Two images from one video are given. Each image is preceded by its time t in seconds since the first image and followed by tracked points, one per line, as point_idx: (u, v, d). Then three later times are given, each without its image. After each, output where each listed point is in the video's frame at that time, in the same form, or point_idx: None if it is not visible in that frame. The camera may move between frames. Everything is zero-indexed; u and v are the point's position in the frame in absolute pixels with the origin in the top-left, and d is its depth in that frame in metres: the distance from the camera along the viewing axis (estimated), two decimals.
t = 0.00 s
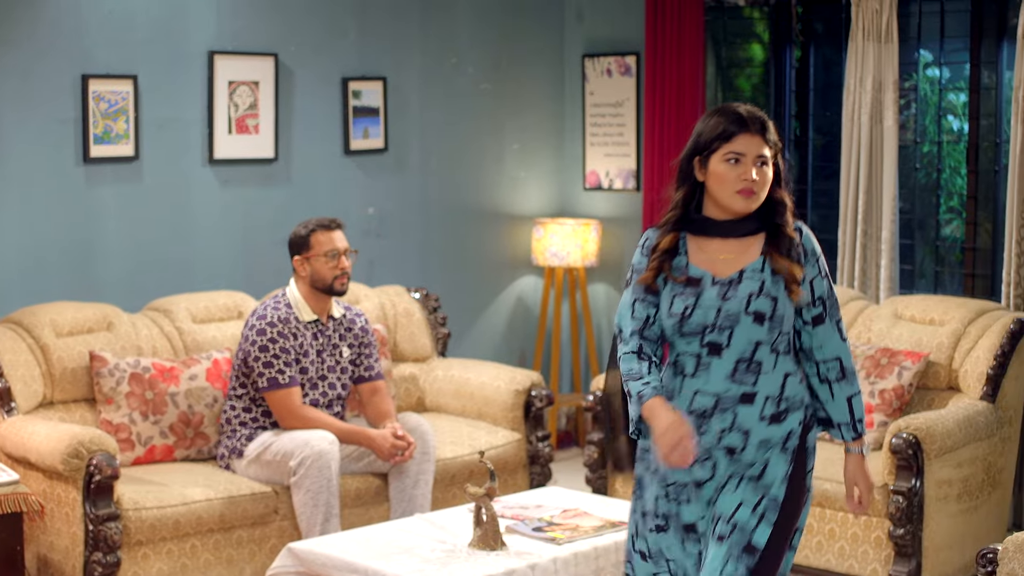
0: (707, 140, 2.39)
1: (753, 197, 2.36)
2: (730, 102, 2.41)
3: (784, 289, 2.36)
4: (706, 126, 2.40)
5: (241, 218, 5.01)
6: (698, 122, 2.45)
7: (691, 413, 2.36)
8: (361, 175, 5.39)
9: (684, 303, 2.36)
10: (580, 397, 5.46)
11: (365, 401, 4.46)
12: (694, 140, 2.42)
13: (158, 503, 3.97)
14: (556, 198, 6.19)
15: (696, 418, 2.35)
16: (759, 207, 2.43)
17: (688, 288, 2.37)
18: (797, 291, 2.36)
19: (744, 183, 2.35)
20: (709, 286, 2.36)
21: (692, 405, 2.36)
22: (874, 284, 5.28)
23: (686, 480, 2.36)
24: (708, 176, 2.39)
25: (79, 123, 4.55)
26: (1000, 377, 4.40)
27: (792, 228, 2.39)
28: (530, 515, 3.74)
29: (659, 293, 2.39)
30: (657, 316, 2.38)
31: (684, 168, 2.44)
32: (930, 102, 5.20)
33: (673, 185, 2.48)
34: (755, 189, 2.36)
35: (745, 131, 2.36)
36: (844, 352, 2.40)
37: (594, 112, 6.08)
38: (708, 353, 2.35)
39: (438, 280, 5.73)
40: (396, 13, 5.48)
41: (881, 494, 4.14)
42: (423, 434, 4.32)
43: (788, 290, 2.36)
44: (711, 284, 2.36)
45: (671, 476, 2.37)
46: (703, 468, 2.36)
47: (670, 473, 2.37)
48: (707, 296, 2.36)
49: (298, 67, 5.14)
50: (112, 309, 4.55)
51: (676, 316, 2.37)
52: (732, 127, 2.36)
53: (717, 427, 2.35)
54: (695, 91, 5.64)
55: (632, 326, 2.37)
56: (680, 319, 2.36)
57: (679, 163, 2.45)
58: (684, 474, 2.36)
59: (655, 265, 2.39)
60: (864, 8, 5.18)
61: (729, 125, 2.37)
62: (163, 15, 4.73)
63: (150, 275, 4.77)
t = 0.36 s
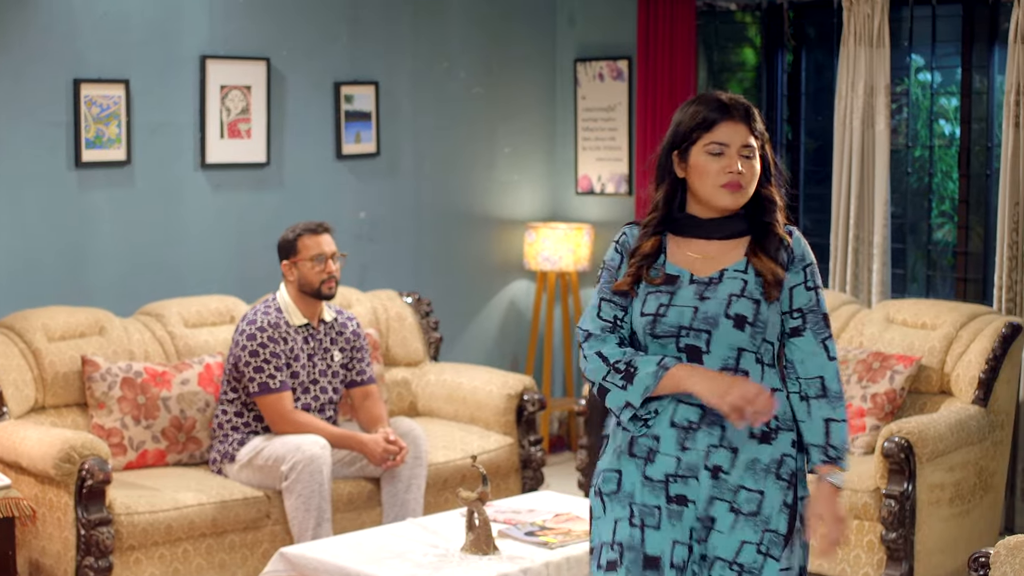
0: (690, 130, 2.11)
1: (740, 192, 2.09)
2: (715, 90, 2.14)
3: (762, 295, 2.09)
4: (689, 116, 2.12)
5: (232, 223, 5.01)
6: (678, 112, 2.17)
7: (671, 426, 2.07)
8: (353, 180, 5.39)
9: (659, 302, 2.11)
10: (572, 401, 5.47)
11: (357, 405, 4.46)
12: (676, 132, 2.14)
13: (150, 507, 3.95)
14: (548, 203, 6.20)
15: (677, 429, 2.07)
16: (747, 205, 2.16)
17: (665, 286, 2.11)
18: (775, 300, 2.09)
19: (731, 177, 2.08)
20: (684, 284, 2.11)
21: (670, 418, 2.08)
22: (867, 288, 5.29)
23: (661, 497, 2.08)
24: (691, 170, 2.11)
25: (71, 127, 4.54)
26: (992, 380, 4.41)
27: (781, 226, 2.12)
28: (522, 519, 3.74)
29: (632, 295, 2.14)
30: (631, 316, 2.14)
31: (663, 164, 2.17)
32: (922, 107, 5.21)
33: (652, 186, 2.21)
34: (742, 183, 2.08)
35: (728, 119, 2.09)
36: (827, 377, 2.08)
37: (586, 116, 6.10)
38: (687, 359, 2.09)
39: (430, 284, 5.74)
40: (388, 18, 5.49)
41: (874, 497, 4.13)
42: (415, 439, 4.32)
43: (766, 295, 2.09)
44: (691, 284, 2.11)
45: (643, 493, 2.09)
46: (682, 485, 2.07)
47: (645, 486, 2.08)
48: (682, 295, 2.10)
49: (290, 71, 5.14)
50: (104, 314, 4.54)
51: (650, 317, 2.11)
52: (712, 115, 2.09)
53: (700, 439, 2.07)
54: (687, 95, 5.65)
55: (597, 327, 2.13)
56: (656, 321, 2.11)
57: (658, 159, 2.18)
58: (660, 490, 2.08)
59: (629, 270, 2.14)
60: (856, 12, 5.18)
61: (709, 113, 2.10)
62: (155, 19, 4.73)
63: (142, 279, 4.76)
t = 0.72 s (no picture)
0: (682, 136, 1.92)
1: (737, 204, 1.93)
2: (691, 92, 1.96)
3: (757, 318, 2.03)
4: (674, 122, 1.93)
5: (225, 227, 5.00)
6: (650, 118, 1.97)
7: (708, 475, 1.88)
8: (347, 183, 5.40)
9: (695, 336, 1.90)
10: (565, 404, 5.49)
11: (350, 408, 4.46)
12: (661, 139, 1.94)
13: (143, 511, 3.90)
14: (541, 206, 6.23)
15: (714, 478, 1.89)
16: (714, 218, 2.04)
17: (697, 319, 1.91)
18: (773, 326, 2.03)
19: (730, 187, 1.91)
20: (709, 315, 1.93)
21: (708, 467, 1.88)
22: (860, 291, 5.30)
23: (690, 560, 1.90)
24: (687, 180, 1.92)
25: (65, 130, 4.54)
26: (985, 384, 4.40)
27: (756, 242, 2.05)
28: (516, 522, 3.74)
29: (660, 322, 1.89)
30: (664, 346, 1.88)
31: (647, 176, 1.95)
32: (915, 110, 5.23)
33: (632, 202, 1.98)
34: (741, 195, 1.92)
35: (724, 126, 1.92)
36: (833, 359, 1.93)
37: (580, 119, 6.14)
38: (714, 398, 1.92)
39: (424, 288, 5.76)
40: (382, 21, 5.50)
41: (867, 500, 4.12)
42: (408, 442, 4.32)
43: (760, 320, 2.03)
44: (715, 312, 1.94)
45: (672, 556, 1.89)
46: (712, 541, 1.91)
47: (675, 549, 1.89)
48: (712, 327, 1.92)
49: (284, 75, 5.15)
50: (98, 317, 4.52)
51: (689, 353, 1.89)
52: (708, 121, 1.91)
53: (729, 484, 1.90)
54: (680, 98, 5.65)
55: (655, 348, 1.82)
56: (693, 358, 1.89)
57: (638, 170, 1.96)
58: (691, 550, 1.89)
59: (655, 293, 1.89)
60: (850, 15, 5.19)
61: (703, 119, 1.92)
62: (149, 22, 4.73)
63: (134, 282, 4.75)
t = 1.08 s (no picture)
0: (689, 135, 1.90)
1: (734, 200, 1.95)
2: (679, 86, 1.94)
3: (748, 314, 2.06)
4: (674, 118, 1.90)
5: (216, 227, 5.00)
6: (644, 116, 1.92)
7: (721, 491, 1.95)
8: (338, 184, 5.40)
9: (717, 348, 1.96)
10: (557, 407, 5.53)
11: (341, 409, 4.46)
12: (666, 139, 1.90)
13: (134, 512, 3.89)
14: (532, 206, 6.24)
15: (725, 494, 1.96)
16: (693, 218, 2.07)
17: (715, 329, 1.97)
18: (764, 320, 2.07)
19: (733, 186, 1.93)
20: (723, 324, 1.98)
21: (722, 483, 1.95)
22: (850, 291, 5.31)
23: None
24: (697, 179, 1.91)
25: (56, 131, 4.52)
26: (976, 384, 4.40)
27: (733, 237, 2.08)
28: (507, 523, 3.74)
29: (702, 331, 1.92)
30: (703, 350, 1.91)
31: (655, 178, 1.91)
32: (906, 110, 5.23)
33: (639, 206, 1.93)
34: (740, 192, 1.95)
35: (723, 123, 1.92)
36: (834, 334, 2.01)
37: (571, 119, 6.15)
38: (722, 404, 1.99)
39: (415, 288, 5.77)
40: (373, 22, 5.50)
41: (858, 500, 4.12)
42: (400, 443, 4.32)
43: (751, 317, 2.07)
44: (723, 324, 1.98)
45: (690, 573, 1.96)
46: (723, 557, 1.99)
47: (692, 569, 1.96)
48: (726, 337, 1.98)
49: (275, 75, 5.15)
50: (88, 317, 4.51)
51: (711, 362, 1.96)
52: (711, 118, 1.90)
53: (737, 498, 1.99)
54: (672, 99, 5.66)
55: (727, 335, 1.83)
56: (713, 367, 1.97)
57: (642, 172, 1.92)
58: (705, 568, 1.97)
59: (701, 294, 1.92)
60: (840, 15, 5.19)
61: (706, 116, 1.90)
62: (140, 23, 4.72)
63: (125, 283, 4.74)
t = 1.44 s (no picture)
0: (671, 139, 1.91)
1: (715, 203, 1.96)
2: (663, 89, 1.95)
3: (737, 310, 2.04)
4: (657, 121, 1.92)
5: (209, 227, 4.99)
6: (627, 118, 1.93)
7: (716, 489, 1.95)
8: (331, 184, 5.40)
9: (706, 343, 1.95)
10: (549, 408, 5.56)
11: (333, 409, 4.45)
12: (649, 142, 1.92)
13: (127, 512, 3.87)
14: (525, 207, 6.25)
15: (723, 492, 1.97)
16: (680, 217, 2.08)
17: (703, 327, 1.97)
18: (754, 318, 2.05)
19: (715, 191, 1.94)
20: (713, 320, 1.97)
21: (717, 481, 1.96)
22: (843, 291, 5.32)
23: None
24: (679, 183, 1.92)
25: (48, 130, 4.51)
26: (969, 384, 4.40)
27: (718, 234, 2.08)
28: (500, 523, 3.73)
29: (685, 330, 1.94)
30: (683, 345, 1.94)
31: (638, 181, 1.92)
32: (899, 110, 5.24)
33: (621, 208, 1.94)
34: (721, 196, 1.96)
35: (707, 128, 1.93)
36: (821, 338, 1.98)
37: (564, 119, 6.15)
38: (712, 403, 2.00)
39: (408, 288, 5.77)
40: (365, 22, 5.50)
41: (852, 500, 4.12)
42: (392, 444, 4.31)
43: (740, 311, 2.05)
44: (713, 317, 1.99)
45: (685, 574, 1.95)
46: (723, 559, 1.98)
47: (688, 567, 1.95)
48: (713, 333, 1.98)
49: (268, 75, 5.14)
50: (81, 317, 4.50)
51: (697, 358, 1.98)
52: (695, 123, 1.92)
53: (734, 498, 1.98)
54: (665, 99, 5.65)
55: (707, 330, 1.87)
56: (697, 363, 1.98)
57: (625, 174, 1.93)
58: (703, 568, 1.96)
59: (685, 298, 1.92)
60: (833, 15, 5.20)
61: (690, 120, 1.92)
62: (132, 23, 4.72)
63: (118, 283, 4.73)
